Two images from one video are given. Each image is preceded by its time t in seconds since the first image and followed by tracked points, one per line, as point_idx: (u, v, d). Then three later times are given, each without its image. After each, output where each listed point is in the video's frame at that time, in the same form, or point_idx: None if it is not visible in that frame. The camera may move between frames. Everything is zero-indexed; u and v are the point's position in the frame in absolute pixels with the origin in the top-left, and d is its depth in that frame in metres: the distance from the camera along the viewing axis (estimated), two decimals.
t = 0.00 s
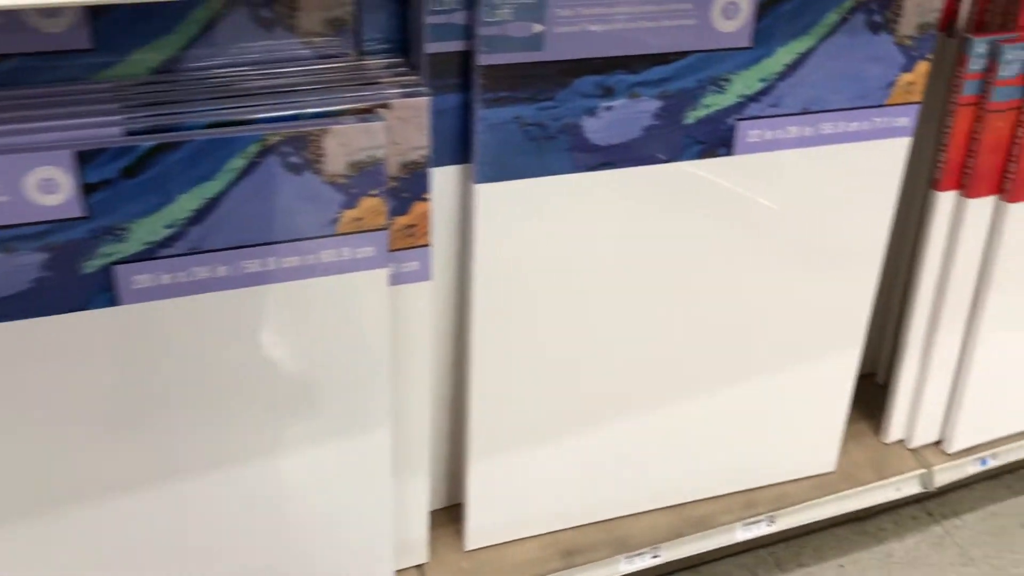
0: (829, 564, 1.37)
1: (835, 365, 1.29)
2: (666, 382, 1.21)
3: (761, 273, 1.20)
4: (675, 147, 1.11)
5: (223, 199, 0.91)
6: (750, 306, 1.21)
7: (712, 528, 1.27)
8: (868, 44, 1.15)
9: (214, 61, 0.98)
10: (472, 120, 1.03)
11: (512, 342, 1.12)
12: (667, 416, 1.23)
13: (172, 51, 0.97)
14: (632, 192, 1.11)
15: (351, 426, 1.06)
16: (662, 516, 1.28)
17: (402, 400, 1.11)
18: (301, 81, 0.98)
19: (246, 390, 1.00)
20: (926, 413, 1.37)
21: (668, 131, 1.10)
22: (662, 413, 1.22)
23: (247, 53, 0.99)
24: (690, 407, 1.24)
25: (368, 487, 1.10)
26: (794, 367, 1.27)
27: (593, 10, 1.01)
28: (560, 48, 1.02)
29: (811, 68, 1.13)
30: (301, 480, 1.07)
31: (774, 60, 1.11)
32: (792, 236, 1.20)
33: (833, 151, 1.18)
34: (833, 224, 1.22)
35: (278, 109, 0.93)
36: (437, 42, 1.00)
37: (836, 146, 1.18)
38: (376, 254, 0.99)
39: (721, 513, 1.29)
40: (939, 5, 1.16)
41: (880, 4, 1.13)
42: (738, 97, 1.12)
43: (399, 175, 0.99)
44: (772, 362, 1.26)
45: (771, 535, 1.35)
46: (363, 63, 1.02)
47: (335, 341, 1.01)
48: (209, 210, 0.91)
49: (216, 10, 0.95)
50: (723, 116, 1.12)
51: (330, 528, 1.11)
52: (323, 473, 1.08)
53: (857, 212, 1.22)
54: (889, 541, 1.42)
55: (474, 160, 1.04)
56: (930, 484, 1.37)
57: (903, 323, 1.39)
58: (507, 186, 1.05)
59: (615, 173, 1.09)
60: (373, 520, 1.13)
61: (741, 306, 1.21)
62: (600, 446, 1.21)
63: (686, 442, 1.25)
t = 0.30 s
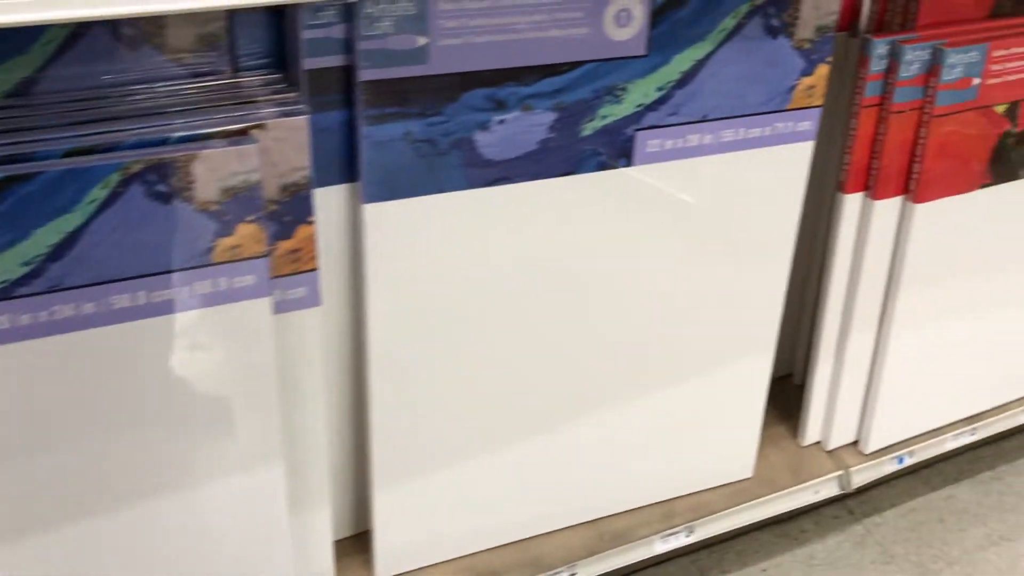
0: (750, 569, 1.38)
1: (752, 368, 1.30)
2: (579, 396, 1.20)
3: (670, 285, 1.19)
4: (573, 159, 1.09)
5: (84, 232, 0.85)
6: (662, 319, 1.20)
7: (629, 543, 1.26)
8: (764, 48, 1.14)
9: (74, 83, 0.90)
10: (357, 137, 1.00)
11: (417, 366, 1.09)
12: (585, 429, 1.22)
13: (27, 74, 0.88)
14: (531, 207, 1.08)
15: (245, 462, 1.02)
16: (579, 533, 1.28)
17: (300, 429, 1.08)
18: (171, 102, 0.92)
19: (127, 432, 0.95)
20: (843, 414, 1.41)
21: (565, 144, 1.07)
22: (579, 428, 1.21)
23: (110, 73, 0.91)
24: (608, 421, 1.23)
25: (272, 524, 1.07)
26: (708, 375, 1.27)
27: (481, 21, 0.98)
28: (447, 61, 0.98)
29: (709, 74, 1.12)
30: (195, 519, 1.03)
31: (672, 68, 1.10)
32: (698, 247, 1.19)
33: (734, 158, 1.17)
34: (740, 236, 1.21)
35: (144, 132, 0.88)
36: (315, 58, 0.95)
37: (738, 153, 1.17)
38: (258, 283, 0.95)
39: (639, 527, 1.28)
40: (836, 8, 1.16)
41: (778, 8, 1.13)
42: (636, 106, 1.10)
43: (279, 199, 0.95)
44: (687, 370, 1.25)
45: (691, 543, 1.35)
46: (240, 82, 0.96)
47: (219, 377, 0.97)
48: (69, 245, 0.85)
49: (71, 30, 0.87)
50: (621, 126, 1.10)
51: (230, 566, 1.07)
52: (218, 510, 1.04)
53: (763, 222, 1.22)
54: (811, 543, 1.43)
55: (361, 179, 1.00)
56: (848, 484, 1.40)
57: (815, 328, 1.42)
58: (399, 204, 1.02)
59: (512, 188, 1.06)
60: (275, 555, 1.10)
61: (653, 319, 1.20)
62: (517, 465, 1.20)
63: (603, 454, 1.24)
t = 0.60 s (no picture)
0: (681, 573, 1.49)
1: (675, 374, 1.36)
2: (508, 415, 1.24)
3: (585, 299, 1.23)
4: (481, 174, 1.08)
5: None
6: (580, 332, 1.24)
7: (556, 557, 1.32)
8: (666, 58, 1.16)
9: None
10: (252, 162, 0.97)
11: (343, 394, 1.11)
12: (514, 444, 1.27)
13: None
14: (438, 227, 1.08)
15: (150, 505, 0.99)
16: (508, 550, 1.34)
17: (214, 467, 1.07)
18: (51, 134, 0.88)
19: (24, 481, 0.91)
20: (762, 413, 1.49)
21: (469, 162, 1.07)
22: (508, 442, 1.26)
23: None
24: (535, 434, 1.28)
25: (190, 565, 1.05)
26: (627, 385, 1.32)
27: (375, 40, 0.96)
28: (342, 82, 0.96)
29: (612, 86, 1.13)
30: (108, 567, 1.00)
31: (574, 82, 1.10)
32: (612, 262, 1.23)
33: (640, 168, 1.19)
34: (650, 245, 1.25)
35: (19, 169, 0.83)
36: (203, 83, 0.92)
37: (645, 163, 1.19)
38: (153, 318, 0.91)
39: (567, 540, 1.35)
40: (735, 16, 1.18)
41: (676, 18, 1.14)
42: (540, 121, 1.10)
43: (171, 230, 0.92)
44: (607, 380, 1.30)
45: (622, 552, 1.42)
46: (126, 112, 0.92)
47: (118, 418, 0.93)
48: None
49: None
50: (527, 141, 1.10)
51: None
52: (129, 556, 1.01)
53: (672, 231, 1.26)
54: (740, 543, 1.56)
55: (260, 206, 0.98)
56: (772, 483, 1.49)
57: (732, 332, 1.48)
58: (299, 229, 1.00)
59: (417, 208, 1.06)
60: None
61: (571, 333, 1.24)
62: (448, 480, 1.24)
63: (533, 469, 1.31)
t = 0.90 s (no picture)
0: None
1: (609, 385, 1.40)
2: (451, 434, 1.26)
3: (520, 318, 1.25)
4: (405, 202, 1.09)
5: None
6: (517, 349, 1.27)
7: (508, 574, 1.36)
8: (582, 73, 1.18)
9: None
10: (171, 205, 0.95)
11: (284, 431, 1.11)
12: (458, 463, 1.28)
13: None
14: (368, 256, 1.08)
15: (85, 562, 0.96)
16: (460, 570, 1.36)
17: (153, 516, 1.04)
18: None
19: None
20: (698, 413, 1.53)
21: (394, 188, 1.07)
22: (453, 463, 1.28)
23: None
24: (478, 452, 1.30)
25: None
26: (566, 398, 1.36)
27: (291, 72, 0.95)
28: (259, 117, 0.95)
29: (531, 104, 1.15)
30: None
31: (494, 102, 1.12)
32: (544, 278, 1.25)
33: (564, 183, 1.21)
34: (580, 258, 1.28)
35: None
36: (115, 127, 0.90)
37: (569, 178, 1.22)
38: (79, 372, 0.88)
39: (518, 557, 1.38)
40: (646, 28, 1.21)
41: (590, 33, 1.16)
42: (463, 143, 1.11)
43: (92, 280, 0.89)
44: (547, 397, 1.33)
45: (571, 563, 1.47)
46: (33, 160, 0.90)
47: (46, 477, 0.90)
48: None
49: None
50: (452, 164, 1.11)
51: None
52: None
53: (601, 243, 1.29)
54: (686, 542, 1.62)
55: (183, 248, 0.96)
56: (713, 481, 1.54)
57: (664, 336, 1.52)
58: (225, 268, 0.99)
59: (345, 238, 1.06)
60: None
61: (509, 351, 1.26)
62: (398, 505, 1.25)
63: (480, 487, 1.33)
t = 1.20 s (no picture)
0: (587, 569, 1.60)
1: (549, 382, 1.45)
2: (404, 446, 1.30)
3: (460, 327, 1.29)
4: (338, 217, 1.10)
5: None
6: (460, 359, 1.30)
7: None
8: (503, 78, 1.19)
9: None
10: (102, 238, 0.94)
11: (233, 453, 1.12)
12: (412, 476, 1.33)
13: None
14: (304, 274, 1.10)
15: None
16: None
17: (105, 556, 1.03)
18: None
19: None
20: (638, 402, 1.58)
21: (326, 204, 1.08)
22: (407, 474, 1.32)
23: None
24: (429, 460, 1.34)
25: None
26: (509, 399, 1.40)
27: (214, 95, 0.94)
28: (185, 142, 0.94)
29: (456, 111, 1.16)
30: None
31: (419, 111, 1.12)
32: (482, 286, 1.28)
33: (494, 188, 1.24)
34: (514, 264, 1.31)
35: None
36: (38, 163, 0.88)
37: (498, 182, 1.24)
38: (20, 416, 0.85)
39: (474, 560, 1.43)
40: (563, 29, 1.23)
41: (508, 38, 1.18)
42: (391, 154, 1.12)
43: (26, 321, 0.87)
44: (492, 402, 1.38)
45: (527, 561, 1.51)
46: None
47: None
48: None
49: None
50: (382, 175, 1.12)
51: None
52: None
53: (534, 247, 1.33)
54: (636, 531, 1.67)
55: (117, 281, 0.96)
56: (658, 467, 1.59)
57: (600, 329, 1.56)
58: (162, 298, 0.99)
59: (279, 258, 1.07)
60: None
61: (453, 361, 1.30)
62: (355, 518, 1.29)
63: (434, 496, 1.37)
